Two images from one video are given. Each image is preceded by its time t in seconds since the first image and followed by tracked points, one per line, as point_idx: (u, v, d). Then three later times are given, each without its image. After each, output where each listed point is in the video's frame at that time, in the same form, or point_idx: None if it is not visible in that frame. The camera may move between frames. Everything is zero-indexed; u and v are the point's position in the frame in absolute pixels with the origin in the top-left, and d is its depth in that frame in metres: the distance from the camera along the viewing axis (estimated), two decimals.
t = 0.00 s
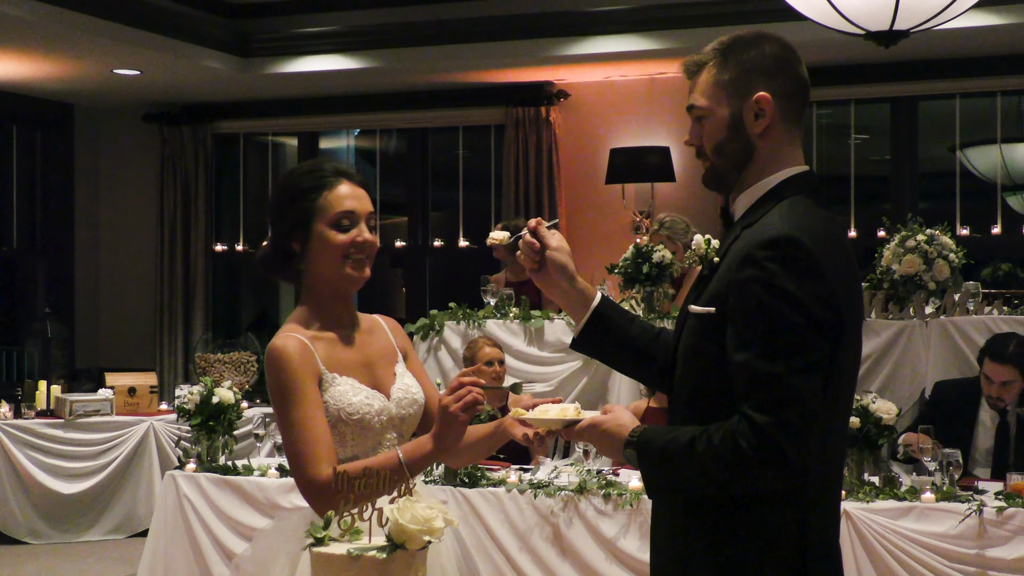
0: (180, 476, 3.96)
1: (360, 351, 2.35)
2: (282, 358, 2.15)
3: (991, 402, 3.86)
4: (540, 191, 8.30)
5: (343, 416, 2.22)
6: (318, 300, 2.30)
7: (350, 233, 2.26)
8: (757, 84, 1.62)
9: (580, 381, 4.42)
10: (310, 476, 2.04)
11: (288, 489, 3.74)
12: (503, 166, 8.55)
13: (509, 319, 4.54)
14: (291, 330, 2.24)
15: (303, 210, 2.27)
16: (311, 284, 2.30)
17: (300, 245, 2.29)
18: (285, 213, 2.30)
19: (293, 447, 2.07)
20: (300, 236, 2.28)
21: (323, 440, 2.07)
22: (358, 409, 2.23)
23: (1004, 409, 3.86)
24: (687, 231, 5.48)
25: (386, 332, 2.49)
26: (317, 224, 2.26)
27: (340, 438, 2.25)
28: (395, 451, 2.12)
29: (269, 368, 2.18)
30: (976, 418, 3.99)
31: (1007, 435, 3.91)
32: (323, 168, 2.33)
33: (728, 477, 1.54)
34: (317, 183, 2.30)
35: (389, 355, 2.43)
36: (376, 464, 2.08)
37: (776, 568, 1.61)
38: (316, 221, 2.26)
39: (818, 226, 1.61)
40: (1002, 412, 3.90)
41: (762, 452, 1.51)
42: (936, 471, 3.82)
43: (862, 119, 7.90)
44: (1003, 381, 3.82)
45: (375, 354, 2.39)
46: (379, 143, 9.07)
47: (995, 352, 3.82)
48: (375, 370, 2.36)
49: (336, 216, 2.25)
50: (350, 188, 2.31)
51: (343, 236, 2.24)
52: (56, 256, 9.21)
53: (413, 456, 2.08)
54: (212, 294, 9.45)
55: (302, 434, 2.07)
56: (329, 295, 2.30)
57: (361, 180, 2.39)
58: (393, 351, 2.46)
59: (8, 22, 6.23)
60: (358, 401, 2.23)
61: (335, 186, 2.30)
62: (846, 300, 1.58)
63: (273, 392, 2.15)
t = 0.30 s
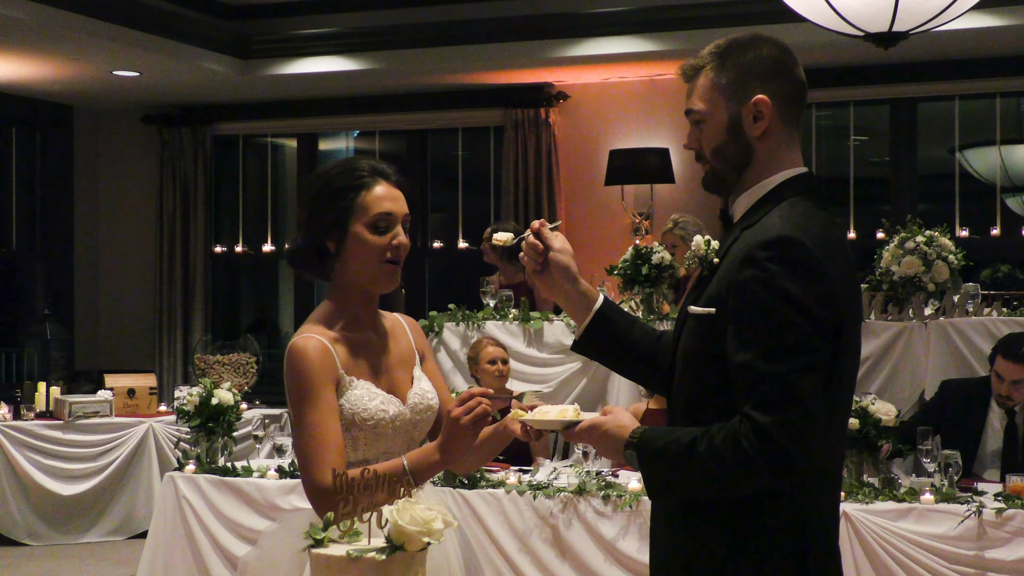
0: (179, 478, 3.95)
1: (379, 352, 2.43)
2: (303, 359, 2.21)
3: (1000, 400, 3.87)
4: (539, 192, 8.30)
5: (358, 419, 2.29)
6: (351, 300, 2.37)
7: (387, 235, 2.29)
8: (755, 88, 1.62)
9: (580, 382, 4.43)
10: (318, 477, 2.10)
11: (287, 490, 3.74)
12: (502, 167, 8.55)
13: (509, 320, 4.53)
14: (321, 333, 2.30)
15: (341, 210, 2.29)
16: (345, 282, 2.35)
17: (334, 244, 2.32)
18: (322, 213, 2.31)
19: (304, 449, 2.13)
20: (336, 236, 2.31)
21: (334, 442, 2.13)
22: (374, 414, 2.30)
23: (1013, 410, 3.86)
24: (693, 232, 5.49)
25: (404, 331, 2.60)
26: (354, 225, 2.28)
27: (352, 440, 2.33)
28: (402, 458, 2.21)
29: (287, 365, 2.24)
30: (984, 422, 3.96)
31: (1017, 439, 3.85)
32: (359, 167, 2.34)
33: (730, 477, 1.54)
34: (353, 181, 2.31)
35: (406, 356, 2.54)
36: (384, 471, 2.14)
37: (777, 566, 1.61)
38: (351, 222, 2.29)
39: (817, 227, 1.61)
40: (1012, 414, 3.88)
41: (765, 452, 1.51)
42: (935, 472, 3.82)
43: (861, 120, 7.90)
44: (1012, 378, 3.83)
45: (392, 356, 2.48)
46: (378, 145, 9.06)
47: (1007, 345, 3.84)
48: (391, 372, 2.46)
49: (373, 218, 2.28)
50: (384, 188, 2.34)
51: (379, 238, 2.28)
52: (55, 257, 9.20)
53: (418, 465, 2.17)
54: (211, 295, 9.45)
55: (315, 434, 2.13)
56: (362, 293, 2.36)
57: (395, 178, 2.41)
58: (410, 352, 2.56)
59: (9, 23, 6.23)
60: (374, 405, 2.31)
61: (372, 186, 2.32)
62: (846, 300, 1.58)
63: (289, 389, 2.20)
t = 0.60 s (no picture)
0: (174, 477, 3.95)
1: (381, 351, 2.44)
2: (302, 360, 2.21)
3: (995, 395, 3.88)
4: (535, 192, 8.29)
5: (356, 420, 2.30)
6: (358, 300, 2.37)
7: (397, 234, 2.29)
8: (745, 92, 1.61)
9: (575, 381, 4.44)
10: (313, 479, 2.11)
11: (282, 490, 3.74)
12: (498, 166, 8.55)
13: (503, 319, 4.54)
14: (326, 332, 2.30)
15: (350, 209, 2.29)
16: (356, 282, 2.35)
17: (345, 245, 2.32)
18: (330, 213, 2.32)
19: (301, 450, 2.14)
20: (346, 236, 2.31)
21: (330, 444, 2.13)
22: (372, 416, 2.31)
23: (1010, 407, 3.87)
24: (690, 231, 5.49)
25: (406, 329, 2.60)
26: (363, 224, 2.29)
27: (350, 440, 2.33)
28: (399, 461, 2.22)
29: (287, 365, 2.24)
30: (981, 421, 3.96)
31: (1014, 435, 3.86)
32: (366, 166, 2.34)
33: (724, 474, 1.54)
34: (362, 180, 2.31)
35: (407, 354, 2.54)
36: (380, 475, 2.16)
37: (771, 562, 1.61)
38: (362, 220, 2.29)
39: (807, 224, 1.62)
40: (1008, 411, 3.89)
41: (761, 448, 1.51)
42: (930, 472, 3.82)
43: (857, 119, 7.90)
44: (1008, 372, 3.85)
45: (394, 354, 2.49)
46: (373, 144, 9.05)
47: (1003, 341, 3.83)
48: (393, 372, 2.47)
49: (384, 215, 2.28)
50: (393, 186, 2.34)
51: (390, 236, 2.28)
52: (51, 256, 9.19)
53: (415, 468, 2.18)
54: (206, 294, 9.44)
55: (312, 436, 2.13)
56: (374, 291, 2.36)
57: (403, 177, 2.41)
58: (411, 351, 2.57)
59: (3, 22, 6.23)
60: (373, 407, 2.32)
61: (380, 185, 2.31)
62: (839, 297, 1.58)
63: (289, 389, 2.21)
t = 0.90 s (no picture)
0: (163, 477, 3.93)
1: (372, 351, 2.42)
2: (292, 359, 2.17)
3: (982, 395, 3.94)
4: (526, 191, 8.28)
5: (345, 421, 2.29)
6: (353, 301, 2.36)
7: (397, 237, 2.28)
8: (708, 98, 1.64)
9: (565, 381, 4.43)
10: (301, 482, 2.08)
11: (271, 490, 3.73)
12: (489, 165, 8.54)
13: (494, 319, 4.53)
14: (317, 330, 2.28)
15: (351, 210, 2.28)
16: (353, 288, 2.33)
17: (343, 246, 2.31)
18: (328, 213, 2.30)
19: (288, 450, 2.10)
20: (345, 238, 2.30)
21: (317, 447, 2.10)
22: (360, 417, 2.29)
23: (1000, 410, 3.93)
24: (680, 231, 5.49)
25: (397, 326, 2.58)
26: (363, 226, 2.27)
27: (339, 441, 2.32)
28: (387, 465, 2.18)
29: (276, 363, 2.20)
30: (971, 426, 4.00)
31: (1003, 436, 3.91)
32: (367, 166, 2.33)
33: (710, 473, 1.54)
34: (361, 181, 2.29)
35: (399, 353, 2.53)
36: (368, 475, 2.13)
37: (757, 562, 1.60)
38: (360, 223, 2.27)
39: (776, 221, 1.62)
40: (997, 414, 3.95)
41: (745, 446, 1.51)
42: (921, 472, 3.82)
43: (848, 119, 7.90)
44: (993, 371, 3.90)
45: (385, 354, 2.47)
46: (363, 143, 9.03)
47: (991, 341, 3.89)
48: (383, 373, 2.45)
49: (383, 218, 2.27)
50: (393, 189, 2.32)
51: (389, 239, 2.27)
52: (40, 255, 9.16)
53: (403, 473, 2.14)
54: (196, 294, 9.42)
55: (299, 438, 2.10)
56: (369, 294, 2.35)
57: (404, 180, 2.40)
58: (401, 349, 2.55)
59: None
60: (361, 410, 2.30)
61: (380, 187, 2.30)
62: (815, 294, 1.58)
63: (277, 388, 2.17)
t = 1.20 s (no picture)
0: (155, 478, 3.93)
1: (361, 351, 2.43)
2: (281, 354, 2.18)
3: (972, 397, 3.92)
4: (518, 191, 8.28)
5: (333, 420, 2.29)
6: (344, 303, 2.36)
7: (391, 241, 2.27)
8: (682, 102, 1.72)
9: (556, 381, 4.43)
10: (295, 477, 2.10)
11: (263, 490, 3.73)
12: (481, 165, 8.54)
13: (485, 318, 4.54)
14: (306, 329, 2.28)
15: (346, 213, 2.27)
16: (347, 290, 2.33)
17: (337, 248, 2.30)
18: (322, 215, 2.29)
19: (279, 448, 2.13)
20: (339, 240, 2.29)
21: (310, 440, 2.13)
22: (347, 416, 2.30)
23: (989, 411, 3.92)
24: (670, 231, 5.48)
25: (385, 326, 2.59)
26: (358, 229, 2.27)
27: (327, 440, 2.33)
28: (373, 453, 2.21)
29: (264, 360, 2.21)
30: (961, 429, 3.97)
31: (993, 439, 3.92)
32: (362, 168, 2.32)
33: (704, 461, 1.57)
34: (358, 185, 2.29)
35: (389, 355, 2.53)
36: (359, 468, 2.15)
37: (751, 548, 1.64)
38: (355, 226, 2.27)
39: (759, 215, 1.68)
40: (987, 415, 3.94)
41: (741, 434, 1.55)
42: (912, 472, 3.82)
43: (840, 118, 7.91)
44: (983, 373, 3.89)
45: (373, 354, 2.47)
46: (354, 143, 9.04)
47: (980, 344, 3.89)
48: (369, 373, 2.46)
49: (379, 223, 2.26)
50: (389, 193, 2.31)
51: (384, 243, 2.26)
52: (32, 255, 9.15)
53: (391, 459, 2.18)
54: (188, 293, 9.41)
55: (291, 432, 2.12)
56: (361, 296, 2.35)
57: (400, 182, 2.39)
58: (389, 349, 2.55)
59: None
60: (347, 408, 2.30)
61: (375, 191, 2.29)
62: (801, 289, 1.63)
63: (266, 385, 2.18)
